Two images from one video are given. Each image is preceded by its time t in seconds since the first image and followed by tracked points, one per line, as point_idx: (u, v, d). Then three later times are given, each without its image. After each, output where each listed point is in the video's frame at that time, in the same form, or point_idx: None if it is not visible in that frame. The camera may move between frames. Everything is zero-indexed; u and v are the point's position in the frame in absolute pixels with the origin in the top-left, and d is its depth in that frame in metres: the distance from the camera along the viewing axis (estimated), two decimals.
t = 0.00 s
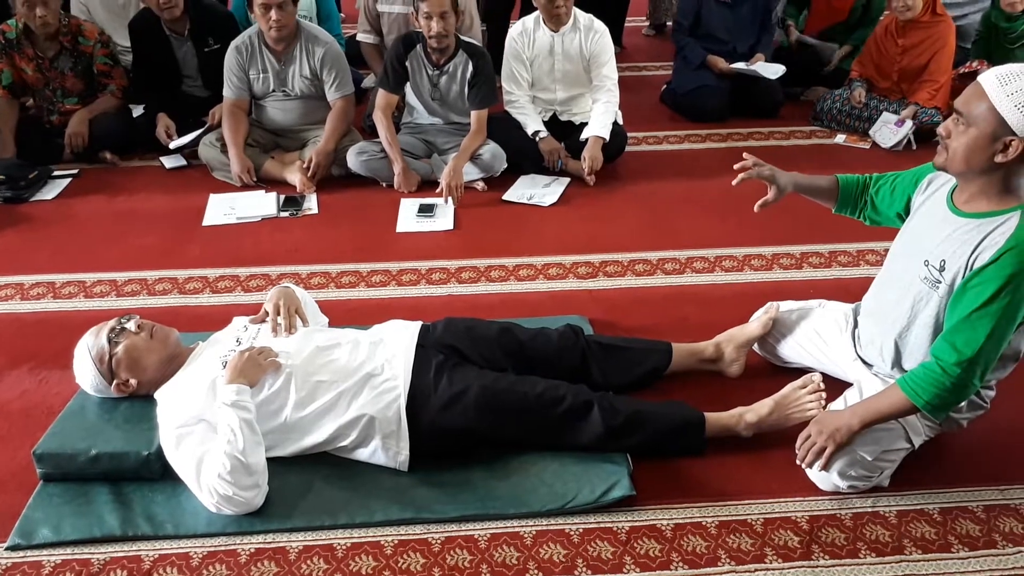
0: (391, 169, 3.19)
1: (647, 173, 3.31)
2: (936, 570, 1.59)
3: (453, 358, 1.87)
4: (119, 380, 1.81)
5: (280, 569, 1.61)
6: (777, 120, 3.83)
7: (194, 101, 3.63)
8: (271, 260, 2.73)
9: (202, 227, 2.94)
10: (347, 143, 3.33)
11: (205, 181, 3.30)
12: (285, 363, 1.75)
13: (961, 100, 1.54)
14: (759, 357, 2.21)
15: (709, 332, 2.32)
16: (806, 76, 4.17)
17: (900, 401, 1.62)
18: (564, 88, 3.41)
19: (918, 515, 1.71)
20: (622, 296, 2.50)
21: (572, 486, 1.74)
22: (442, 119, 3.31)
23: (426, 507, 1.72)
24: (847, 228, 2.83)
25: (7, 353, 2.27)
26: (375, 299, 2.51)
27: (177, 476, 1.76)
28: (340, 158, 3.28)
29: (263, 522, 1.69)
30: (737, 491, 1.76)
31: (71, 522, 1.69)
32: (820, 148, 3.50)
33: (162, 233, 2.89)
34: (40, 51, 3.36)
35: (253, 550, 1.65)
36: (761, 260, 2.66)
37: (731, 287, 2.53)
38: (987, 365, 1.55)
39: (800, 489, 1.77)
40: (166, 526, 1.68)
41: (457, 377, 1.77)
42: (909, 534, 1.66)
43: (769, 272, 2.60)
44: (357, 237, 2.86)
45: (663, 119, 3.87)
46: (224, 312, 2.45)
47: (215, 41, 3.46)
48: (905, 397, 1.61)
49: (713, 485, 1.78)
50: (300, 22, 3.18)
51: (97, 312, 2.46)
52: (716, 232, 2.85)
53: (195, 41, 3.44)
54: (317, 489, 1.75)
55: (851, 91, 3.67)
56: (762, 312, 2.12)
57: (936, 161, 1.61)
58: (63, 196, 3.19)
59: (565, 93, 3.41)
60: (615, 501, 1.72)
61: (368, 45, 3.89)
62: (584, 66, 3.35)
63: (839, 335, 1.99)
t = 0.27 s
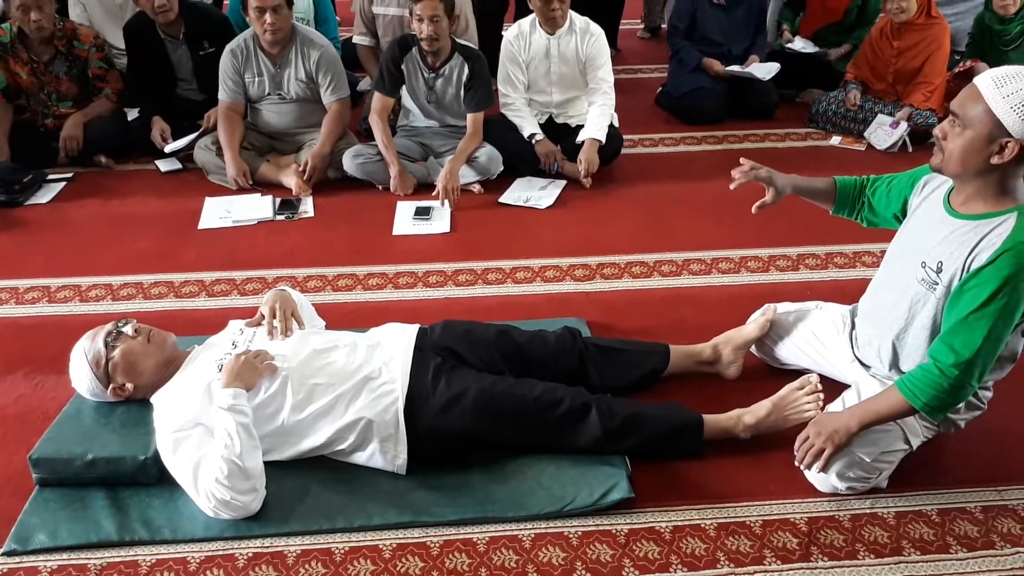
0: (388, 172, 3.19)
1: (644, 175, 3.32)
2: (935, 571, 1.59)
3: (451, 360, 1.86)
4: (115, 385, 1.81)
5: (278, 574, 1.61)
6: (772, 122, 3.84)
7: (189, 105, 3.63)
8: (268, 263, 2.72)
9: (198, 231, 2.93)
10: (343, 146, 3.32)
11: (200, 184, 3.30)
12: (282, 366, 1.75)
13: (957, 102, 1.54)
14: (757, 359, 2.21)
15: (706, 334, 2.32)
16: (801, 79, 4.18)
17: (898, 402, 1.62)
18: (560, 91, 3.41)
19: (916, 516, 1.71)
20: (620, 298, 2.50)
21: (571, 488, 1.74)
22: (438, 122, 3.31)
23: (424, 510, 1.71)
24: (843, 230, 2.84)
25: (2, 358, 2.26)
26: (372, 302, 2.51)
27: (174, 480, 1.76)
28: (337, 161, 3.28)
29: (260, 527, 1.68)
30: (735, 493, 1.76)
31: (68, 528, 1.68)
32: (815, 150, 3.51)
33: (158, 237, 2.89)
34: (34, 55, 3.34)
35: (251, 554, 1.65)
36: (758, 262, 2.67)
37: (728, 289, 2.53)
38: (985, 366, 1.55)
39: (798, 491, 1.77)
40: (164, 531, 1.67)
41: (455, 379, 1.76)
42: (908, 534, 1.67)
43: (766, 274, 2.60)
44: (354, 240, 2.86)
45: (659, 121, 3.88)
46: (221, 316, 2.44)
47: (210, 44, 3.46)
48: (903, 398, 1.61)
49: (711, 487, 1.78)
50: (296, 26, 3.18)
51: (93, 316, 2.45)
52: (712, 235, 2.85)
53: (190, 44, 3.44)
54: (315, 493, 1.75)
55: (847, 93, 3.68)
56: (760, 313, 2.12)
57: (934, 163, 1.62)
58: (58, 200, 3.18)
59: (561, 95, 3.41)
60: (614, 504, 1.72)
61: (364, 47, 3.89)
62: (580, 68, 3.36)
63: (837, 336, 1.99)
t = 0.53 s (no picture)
0: (381, 172, 3.18)
1: (638, 174, 3.32)
2: (930, 569, 1.59)
3: (446, 360, 1.87)
4: (107, 386, 1.80)
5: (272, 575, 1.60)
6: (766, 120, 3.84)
7: (182, 105, 3.61)
8: (261, 263, 2.71)
9: (191, 231, 2.92)
10: (337, 145, 3.31)
11: (193, 184, 3.28)
12: (275, 367, 1.74)
13: (954, 99, 1.53)
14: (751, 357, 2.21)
15: (701, 333, 2.32)
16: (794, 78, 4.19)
17: (895, 402, 1.63)
18: (554, 90, 3.41)
19: (911, 514, 1.71)
20: (614, 296, 2.50)
21: (566, 488, 1.74)
22: (432, 121, 3.31)
23: (419, 511, 1.71)
24: (837, 228, 2.84)
25: None
26: (366, 302, 2.50)
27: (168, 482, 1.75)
28: (330, 161, 3.27)
29: (254, 528, 1.67)
30: (730, 492, 1.76)
31: (61, 530, 1.67)
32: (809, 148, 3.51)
33: (150, 237, 2.87)
34: (25, 55, 3.33)
35: (245, 556, 1.64)
36: (752, 260, 2.67)
37: (723, 287, 2.53)
38: (983, 368, 1.56)
39: (794, 489, 1.77)
40: (157, 533, 1.67)
41: (449, 379, 1.76)
42: (903, 532, 1.67)
43: (760, 272, 2.60)
44: (348, 240, 2.85)
45: (653, 120, 3.87)
46: (214, 316, 2.43)
47: (203, 44, 3.44)
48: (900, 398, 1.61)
49: (707, 486, 1.78)
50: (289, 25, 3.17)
51: (85, 317, 2.43)
52: (707, 233, 2.85)
53: (183, 44, 3.42)
54: (310, 494, 1.74)
55: (840, 91, 3.68)
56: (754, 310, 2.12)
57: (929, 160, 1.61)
58: (49, 200, 3.16)
59: (555, 94, 3.41)
60: (609, 503, 1.71)
61: (357, 46, 3.87)
62: (574, 67, 3.35)
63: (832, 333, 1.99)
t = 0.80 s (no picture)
0: (371, 173, 3.17)
1: (627, 174, 3.32)
2: (920, 566, 1.60)
3: (436, 361, 1.87)
4: (99, 374, 1.72)
5: None
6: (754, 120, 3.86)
7: (170, 107, 3.59)
8: (250, 266, 2.70)
9: (179, 234, 2.91)
10: (326, 147, 3.31)
11: (182, 187, 3.26)
12: (265, 369, 1.73)
13: (945, 101, 1.53)
14: (741, 356, 2.21)
15: (691, 332, 2.32)
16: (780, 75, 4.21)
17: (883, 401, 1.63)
18: (543, 91, 3.41)
19: (901, 511, 1.72)
20: (604, 297, 2.50)
21: (558, 488, 1.74)
22: (422, 122, 3.31)
23: (410, 513, 1.70)
24: (825, 226, 2.86)
25: None
26: (356, 304, 2.49)
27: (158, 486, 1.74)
28: (319, 162, 3.26)
29: (244, 532, 1.66)
30: (721, 491, 1.76)
31: (49, 536, 1.65)
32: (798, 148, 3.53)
33: (138, 240, 2.86)
34: (11, 58, 3.31)
35: (236, 560, 1.63)
36: (742, 260, 2.68)
37: (712, 286, 2.54)
38: (969, 368, 1.56)
39: (784, 487, 1.77)
40: (146, 537, 1.65)
41: (440, 380, 1.75)
42: (893, 530, 1.67)
43: (749, 271, 2.61)
44: (337, 242, 2.84)
45: (642, 120, 3.88)
46: (204, 319, 2.42)
47: (190, 46, 3.42)
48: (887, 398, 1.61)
49: (697, 485, 1.78)
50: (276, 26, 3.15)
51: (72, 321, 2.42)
52: (696, 233, 2.86)
53: (170, 46, 3.40)
54: (300, 497, 1.73)
55: (828, 91, 3.70)
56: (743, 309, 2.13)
57: (921, 161, 1.61)
58: (36, 204, 3.14)
59: (544, 95, 3.41)
60: (601, 503, 1.71)
61: (346, 47, 3.87)
62: (562, 68, 3.36)
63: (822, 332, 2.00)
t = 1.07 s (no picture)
0: (358, 175, 3.17)
1: (615, 175, 3.33)
2: (907, 562, 1.61)
3: (425, 363, 1.85)
4: (93, 368, 1.68)
5: None
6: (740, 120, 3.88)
7: (156, 109, 3.57)
8: (238, 269, 2.69)
9: (165, 237, 2.89)
10: (313, 150, 3.30)
11: (168, 190, 3.25)
12: (255, 373, 1.72)
13: (931, 101, 1.54)
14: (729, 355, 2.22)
15: (679, 331, 2.33)
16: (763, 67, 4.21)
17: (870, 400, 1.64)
18: (530, 92, 3.41)
19: (888, 508, 1.73)
20: (592, 297, 2.51)
21: (548, 489, 1.74)
22: (409, 124, 3.31)
23: (400, 515, 1.70)
24: (811, 225, 2.88)
25: None
26: (344, 306, 2.49)
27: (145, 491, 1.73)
28: (307, 164, 3.25)
29: (233, 536, 1.66)
30: (710, 490, 1.77)
31: (35, 543, 1.64)
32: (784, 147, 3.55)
33: (124, 244, 2.84)
34: None
35: (225, 564, 1.63)
36: (729, 259, 2.69)
37: (700, 286, 2.55)
38: (956, 366, 1.58)
39: (772, 485, 1.78)
40: (134, 543, 1.65)
41: (429, 382, 1.75)
42: (880, 526, 1.69)
43: (736, 270, 2.63)
44: (325, 244, 2.83)
45: (629, 121, 3.89)
46: (191, 323, 2.41)
47: (175, 48, 3.41)
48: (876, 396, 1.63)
49: (686, 484, 1.79)
50: (263, 28, 3.14)
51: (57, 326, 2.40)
52: (684, 233, 2.87)
53: (155, 48, 3.39)
54: (290, 500, 1.73)
55: (813, 91, 3.72)
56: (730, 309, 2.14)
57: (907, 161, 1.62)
58: (20, 208, 3.11)
59: (531, 96, 3.41)
60: (591, 503, 1.72)
61: (333, 48, 3.86)
62: (549, 69, 3.36)
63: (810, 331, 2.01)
